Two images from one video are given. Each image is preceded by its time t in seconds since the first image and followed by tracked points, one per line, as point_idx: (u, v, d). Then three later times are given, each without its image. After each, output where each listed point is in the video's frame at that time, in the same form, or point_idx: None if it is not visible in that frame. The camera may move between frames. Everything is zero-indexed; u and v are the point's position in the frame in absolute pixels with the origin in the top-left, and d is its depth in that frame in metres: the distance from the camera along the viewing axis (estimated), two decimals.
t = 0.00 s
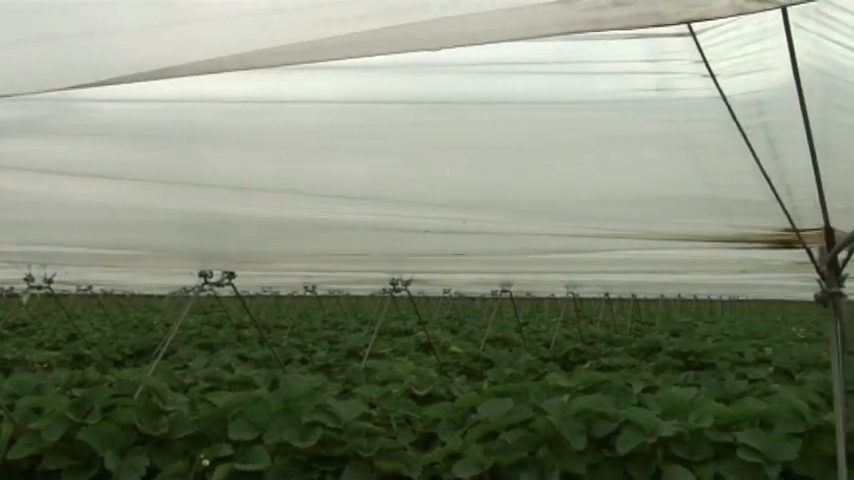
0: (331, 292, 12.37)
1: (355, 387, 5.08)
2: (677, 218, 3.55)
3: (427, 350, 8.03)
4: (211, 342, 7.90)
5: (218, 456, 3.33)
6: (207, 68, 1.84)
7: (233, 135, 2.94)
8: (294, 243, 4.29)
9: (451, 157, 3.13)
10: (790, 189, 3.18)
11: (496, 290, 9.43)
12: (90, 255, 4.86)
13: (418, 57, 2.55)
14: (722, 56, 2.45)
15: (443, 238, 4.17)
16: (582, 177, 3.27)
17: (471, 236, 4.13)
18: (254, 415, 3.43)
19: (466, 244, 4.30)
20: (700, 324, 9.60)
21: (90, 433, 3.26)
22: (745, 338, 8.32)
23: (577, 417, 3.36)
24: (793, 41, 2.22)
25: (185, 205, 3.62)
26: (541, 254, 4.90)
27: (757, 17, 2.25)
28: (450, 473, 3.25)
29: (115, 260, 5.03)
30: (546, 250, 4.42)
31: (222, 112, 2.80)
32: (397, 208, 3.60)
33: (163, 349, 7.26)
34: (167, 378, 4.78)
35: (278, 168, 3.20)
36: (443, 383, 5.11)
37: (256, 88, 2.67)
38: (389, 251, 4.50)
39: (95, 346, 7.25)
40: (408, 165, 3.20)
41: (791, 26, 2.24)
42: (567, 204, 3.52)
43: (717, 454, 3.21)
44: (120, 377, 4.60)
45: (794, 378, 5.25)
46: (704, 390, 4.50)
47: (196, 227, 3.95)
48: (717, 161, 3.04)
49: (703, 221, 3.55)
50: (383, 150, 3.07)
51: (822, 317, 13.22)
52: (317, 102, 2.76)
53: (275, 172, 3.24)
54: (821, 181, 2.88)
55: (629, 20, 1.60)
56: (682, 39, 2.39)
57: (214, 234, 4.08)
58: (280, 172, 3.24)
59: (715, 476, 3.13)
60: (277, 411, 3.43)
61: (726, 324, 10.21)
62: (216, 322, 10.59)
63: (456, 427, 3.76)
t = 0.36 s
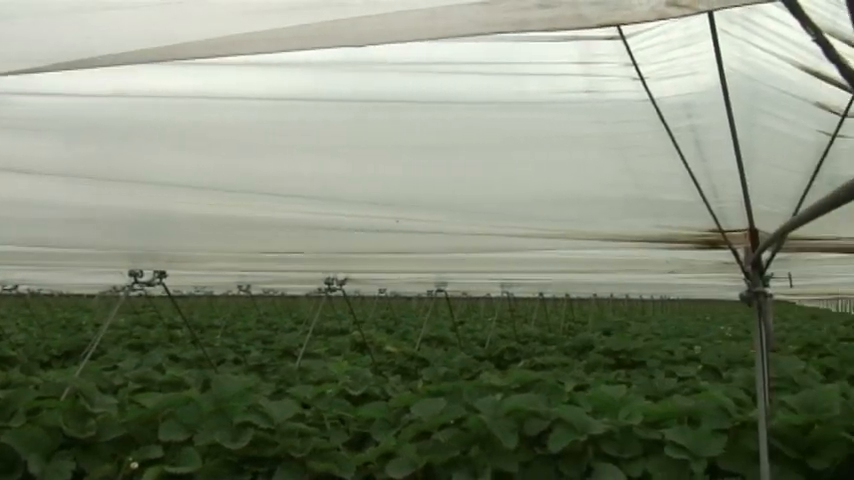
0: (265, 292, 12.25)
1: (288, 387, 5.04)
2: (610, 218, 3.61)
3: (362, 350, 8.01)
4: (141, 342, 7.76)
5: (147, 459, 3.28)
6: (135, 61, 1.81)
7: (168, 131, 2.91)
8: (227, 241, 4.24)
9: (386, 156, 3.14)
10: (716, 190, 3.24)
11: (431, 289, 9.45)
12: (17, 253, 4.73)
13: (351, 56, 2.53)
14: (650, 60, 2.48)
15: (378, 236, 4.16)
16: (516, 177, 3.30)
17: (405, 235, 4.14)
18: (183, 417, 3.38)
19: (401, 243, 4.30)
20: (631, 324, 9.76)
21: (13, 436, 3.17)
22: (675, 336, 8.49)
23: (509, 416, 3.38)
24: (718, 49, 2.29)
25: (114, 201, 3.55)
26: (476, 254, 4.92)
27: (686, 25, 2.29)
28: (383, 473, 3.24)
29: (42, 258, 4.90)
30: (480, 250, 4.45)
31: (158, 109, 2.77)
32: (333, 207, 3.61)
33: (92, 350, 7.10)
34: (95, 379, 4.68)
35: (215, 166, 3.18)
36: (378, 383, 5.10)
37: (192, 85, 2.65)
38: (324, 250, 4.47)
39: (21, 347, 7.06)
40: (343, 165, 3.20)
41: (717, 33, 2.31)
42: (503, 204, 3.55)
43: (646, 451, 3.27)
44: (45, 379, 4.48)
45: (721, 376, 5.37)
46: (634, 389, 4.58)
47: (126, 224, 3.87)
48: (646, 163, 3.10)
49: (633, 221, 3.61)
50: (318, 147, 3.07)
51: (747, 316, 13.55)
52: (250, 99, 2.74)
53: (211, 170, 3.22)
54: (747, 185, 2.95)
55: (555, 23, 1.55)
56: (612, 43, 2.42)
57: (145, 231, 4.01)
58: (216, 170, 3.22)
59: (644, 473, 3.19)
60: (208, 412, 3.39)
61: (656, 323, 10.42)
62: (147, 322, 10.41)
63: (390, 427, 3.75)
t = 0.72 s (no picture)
0: (203, 292, 12.08)
1: (225, 387, 4.98)
2: (548, 219, 3.65)
3: (301, 349, 7.95)
4: (74, 343, 7.59)
5: (79, 462, 3.22)
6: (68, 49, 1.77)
7: (110, 127, 2.91)
8: (164, 239, 4.17)
9: (326, 153, 3.13)
10: (650, 191, 3.30)
11: (371, 289, 9.42)
12: None
13: (289, 54, 2.51)
14: (587, 62, 2.52)
15: (317, 235, 4.13)
16: (456, 176, 3.32)
17: (344, 234, 4.12)
18: (117, 418, 3.32)
19: (340, 242, 4.28)
20: (569, 323, 9.86)
21: None
22: (612, 335, 8.59)
23: (447, 415, 3.39)
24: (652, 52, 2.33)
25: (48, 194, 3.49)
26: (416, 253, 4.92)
27: (621, 28, 2.33)
28: (321, 473, 3.22)
29: None
30: (419, 248, 4.45)
31: (100, 103, 2.76)
32: (271, 204, 3.60)
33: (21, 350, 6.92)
34: (25, 380, 4.56)
35: (154, 161, 3.16)
36: (317, 382, 5.06)
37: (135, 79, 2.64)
38: (263, 248, 4.43)
39: None
40: (283, 162, 3.19)
41: (651, 37, 2.35)
42: (443, 204, 3.57)
43: (582, 448, 3.30)
44: None
45: (656, 374, 5.46)
46: (571, 387, 4.62)
47: (59, 219, 3.79)
48: (584, 164, 3.14)
49: (571, 222, 3.65)
50: (260, 144, 3.06)
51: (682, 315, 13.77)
52: (191, 95, 2.73)
53: (150, 165, 3.20)
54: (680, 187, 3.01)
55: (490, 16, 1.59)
56: (549, 45, 2.44)
57: (79, 227, 3.93)
58: (156, 165, 3.20)
59: (579, 471, 3.22)
60: (142, 413, 3.32)
61: (593, 322, 10.54)
62: (79, 322, 10.17)
63: (328, 426, 3.74)
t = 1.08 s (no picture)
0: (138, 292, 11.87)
1: (161, 388, 4.91)
2: (487, 218, 3.68)
3: (239, 349, 7.88)
4: (4, 343, 7.41)
5: (9, 465, 3.15)
6: None
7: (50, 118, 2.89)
8: (97, 235, 4.10)
9: (264, 148, 3.12)
10: (586, 191, 3.34)
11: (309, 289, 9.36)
12: None
13: (228, 51, 2.50)
14: (524, 63, 2.54)
15: (254, 233, 4.10)
16: (396, 176, 3.32)
17: (281, 232, 4.09)
18: (49, 419, 3.26)
19: (277, 240, 4.25)
20: (508, 321, 9.92)
21: None
22: (549, 335, 8.67)
23: (385, 414, 3.38)
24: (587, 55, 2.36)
25: None
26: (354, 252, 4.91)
27: (557, 31, 2.36)
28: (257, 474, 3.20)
29: None
30: (357, 247, 4.44)
31: (41, 96, 2.75)
32: (208, 200, 3.58)
33: None
34: None
35: (90, 152, 3.13)
36: (255, 383, 5.01)
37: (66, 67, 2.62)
38: (199, 246, 4.38)
39: None
40: (219, 156, 3.18)
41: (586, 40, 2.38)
42: (383, 202, 3.58)
43: (519, 446, 3.33)
44: None
45: (594, 372, 5.53)
46: (510, 385, 4.66)
47: None
48: (521, 165, 3.17)
49: (510, 221, 3.69)
50: (200, 139, 3.04)
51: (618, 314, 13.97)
52: (127, 88, 2.71)
53: (84, 155, 3.17)
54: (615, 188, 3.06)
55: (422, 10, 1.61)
56: (487, 46, 2.45)
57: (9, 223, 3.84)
58: (91, 157, 3.18)
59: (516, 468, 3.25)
60: (74, 415, 3.26)
61: (531, 321, 10.62)
62: (9, 322, 9.91)
63: (266, 426, 3.71)
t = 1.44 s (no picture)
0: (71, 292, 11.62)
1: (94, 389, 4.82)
2: (425, 218, 3.69)
3: (176, 349, 7.77)
4: None
5: None
6: None
7: None
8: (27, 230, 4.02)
9: (202, 146, 3.09)
10: (524, 191, 3.37)
11: (248, 288, 9.27)
12: None
13: (168, 45, 2.49)
14: (461, 63, 2.55)
15: (189, 231, 4.05)
16: (335, 174, 3.31)
17: (218, 230, 4.05)
18: None
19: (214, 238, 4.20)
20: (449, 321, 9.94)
21: None
22: (489, 334, 8.71)
23: (323, 414, 3.36)
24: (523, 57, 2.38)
25: None
26: (293, 250, 4.88)
27: (495, 32, 2.37)
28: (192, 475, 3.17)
29: None
30: (295, 246, 4.41)
31: None
32: (144, 197, 3.53)
33: None
34: None
35: (29, 145, 3.10)
36: (191, 383, 4.94)
37: None
38: (133, 245, 4.31)
39: None
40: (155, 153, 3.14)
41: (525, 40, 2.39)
42: (321, 201, 3.57)
43: (457, 445, 3.34)
44: None
45: (532, 370, 5.58)
46: (449, 384, 4.67)
47: None
48: (460, 164, 3.19)
49: (449, 220, 3.70)
50: (138, 136, 3.01)
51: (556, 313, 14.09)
52: (65, 81, 2.69)
53: (23, 149, 3.13)
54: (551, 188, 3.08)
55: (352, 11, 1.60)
56: (425, 45, 2.46)
57: None
58: (31, 151, 3.15)
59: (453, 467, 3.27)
60: (3, 416, 3.19)
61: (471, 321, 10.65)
62: None
63: (202, 427, 3.66)
